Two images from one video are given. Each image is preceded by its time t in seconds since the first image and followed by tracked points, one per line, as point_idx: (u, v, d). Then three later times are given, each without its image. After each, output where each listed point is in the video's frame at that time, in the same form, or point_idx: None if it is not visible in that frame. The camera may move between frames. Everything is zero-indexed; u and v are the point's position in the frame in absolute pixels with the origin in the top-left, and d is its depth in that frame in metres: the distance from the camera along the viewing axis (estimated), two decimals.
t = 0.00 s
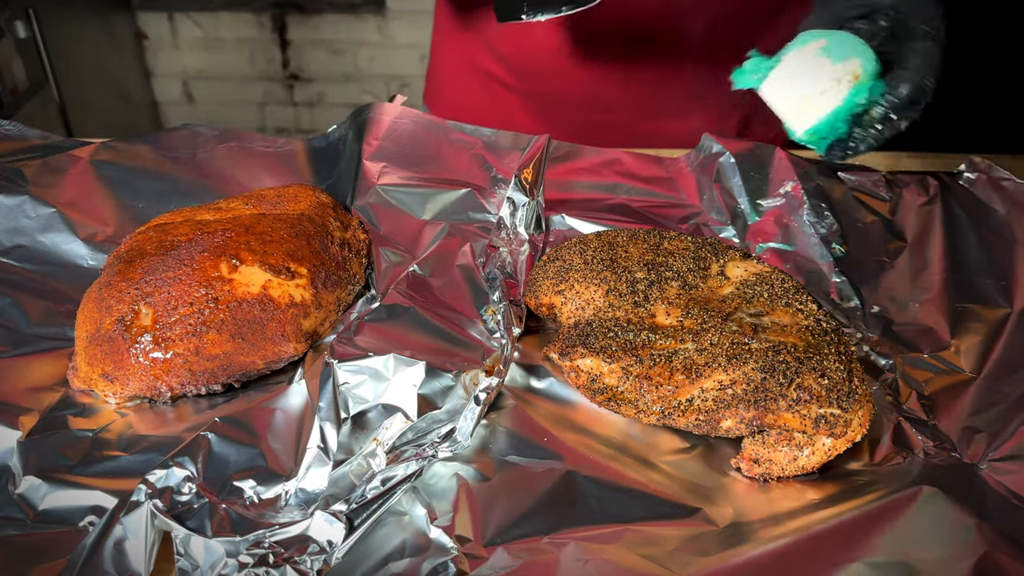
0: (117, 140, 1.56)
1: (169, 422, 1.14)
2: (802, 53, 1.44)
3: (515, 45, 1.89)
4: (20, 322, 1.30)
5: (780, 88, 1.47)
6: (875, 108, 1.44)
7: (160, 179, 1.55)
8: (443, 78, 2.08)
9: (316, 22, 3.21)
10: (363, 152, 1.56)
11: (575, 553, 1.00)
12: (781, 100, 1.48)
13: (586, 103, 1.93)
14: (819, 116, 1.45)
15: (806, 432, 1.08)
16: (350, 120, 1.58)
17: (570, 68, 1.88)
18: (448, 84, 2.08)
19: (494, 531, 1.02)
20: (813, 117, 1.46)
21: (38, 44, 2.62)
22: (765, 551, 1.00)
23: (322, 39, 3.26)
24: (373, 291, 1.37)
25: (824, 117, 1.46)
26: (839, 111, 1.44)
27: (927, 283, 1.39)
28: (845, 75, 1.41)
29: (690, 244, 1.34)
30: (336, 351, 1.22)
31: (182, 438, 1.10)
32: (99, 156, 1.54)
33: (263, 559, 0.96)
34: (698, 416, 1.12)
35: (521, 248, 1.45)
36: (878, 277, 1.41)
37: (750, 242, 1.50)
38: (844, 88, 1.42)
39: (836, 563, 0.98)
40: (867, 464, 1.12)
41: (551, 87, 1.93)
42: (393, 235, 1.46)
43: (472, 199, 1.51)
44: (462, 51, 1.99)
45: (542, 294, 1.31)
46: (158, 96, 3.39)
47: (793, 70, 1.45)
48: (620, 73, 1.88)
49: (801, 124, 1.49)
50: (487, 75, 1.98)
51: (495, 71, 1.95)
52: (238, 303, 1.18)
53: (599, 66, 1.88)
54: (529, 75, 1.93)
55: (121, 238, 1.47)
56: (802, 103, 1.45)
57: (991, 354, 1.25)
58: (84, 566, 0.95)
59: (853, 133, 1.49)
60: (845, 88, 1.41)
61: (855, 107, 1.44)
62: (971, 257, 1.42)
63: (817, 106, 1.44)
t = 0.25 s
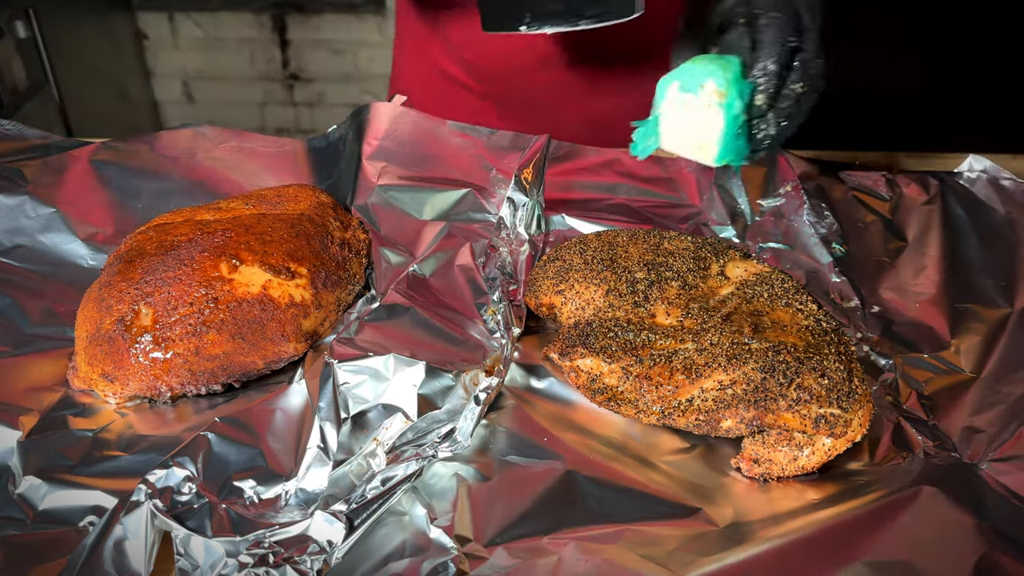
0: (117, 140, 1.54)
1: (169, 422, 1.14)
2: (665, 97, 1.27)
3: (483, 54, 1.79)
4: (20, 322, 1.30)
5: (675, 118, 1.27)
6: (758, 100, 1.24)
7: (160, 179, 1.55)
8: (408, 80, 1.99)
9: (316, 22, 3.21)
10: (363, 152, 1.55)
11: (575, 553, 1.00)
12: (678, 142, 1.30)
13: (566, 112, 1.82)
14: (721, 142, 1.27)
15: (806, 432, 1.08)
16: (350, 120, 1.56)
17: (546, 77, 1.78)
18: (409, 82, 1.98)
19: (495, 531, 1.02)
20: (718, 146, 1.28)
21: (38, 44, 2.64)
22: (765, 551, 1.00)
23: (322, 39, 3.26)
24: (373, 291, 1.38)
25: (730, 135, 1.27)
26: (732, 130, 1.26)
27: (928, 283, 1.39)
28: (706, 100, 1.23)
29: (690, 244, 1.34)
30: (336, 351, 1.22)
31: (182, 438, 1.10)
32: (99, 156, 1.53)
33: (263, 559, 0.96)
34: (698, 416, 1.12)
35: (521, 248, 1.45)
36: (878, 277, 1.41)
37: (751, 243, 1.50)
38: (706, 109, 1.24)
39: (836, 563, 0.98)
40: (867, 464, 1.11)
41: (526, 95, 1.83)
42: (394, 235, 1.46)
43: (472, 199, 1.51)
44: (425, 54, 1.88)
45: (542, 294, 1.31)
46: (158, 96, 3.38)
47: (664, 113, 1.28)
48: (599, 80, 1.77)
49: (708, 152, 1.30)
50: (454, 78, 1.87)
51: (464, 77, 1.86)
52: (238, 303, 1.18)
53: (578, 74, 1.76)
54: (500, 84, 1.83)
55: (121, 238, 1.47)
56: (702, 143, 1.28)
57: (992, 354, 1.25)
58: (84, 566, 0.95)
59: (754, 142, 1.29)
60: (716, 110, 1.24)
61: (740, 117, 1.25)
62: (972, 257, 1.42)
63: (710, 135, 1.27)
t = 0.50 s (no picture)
0: (117, 140, 1.54)
1: (169, 422, 1.14)
2: (611, 110, 1.25)
3: (448, 57, 1.75)
4: (20, 321, 1.31)
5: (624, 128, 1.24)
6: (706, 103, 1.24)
7: (160, 179, 1.55)
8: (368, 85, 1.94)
9: (316, 22, 3.16)
10: (363, 152, 1.55)
11: (575, 554, 1.00)
12: (626, 152, 1.25)
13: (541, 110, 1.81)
14: (669, 150, 1.22)
15: (806, 432, 1.08)
16: (349, 120, 1.56)
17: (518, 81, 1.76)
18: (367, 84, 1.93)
19: (495, 531, 1.02)
20: (667, 154, 1.23)
21: (38, 44, 2.65)
22: (765, 551, 1.00)
23: (322, 39, 3.21)
24: (373, 291, 1.38)
25: (677, 146, 1.23)
26: (679, 139, 1.23)
27: (928, 283, 1.39)
28: (651, 110, 1.20)
29: (690, 244, 1.34)
30: (336, 351, 1.22)
31: (182, 438, 1.10)
32: (99, 156, 1.53)
33: (263, 559, 0.96)
34: (698, 416, 1.12)
35: (521, 248, 1.45)
36: (878, 277, 1.41)
37: (751, 243, 1.50)
38: (651, 121, 1.21)
39: (835, 563, 0.98)
40: (867, 464, 1.11)
41: (495, 97, 1.80)
42: (394, 235, 1.46)
43: (472, 199, 1.51)
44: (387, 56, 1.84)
45: (542, 294, 1.31)
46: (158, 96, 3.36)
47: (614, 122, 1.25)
48: (572, 80, 1.75)
49: (660, 164, 1.24)
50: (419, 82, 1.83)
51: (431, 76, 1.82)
52: (238, 303, 1.18)
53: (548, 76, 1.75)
54: (468, 88, 1.80)
55: (121, 238, 1.47)
56: (652, 149, 1.23)
57: (992, 354, 1.25)
58: (84, 566, 0.95)
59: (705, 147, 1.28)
60: (663, 121, 1.21)
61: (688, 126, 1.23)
62: (972, 257, 1.42)
63: (658, 143, 1.22)
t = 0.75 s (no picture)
0: (117, 140, 1.55)
1: (169, 422, 1.14)
2: (622, 110, 1.30)
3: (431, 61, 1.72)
4: (20, 321, 1.31)
5: (636, 127, 1.29)
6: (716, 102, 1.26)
7: (160, 178, 1.55)
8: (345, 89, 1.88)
9: (316, 22, 3.16)
10: (363, 152, 1.55)
11: (575, 554, 1.00)
12: (638, 152, 1.31)
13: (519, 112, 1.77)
14: (680, 150, 1.28)
15: (806, 432, 1.08)
16: (350, 120, 1.57)
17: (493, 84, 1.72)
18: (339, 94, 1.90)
19: (495, 531, 1.02)
20: (679, 153, 1.28)
21: (38, 44, 2.65)
22: (765, 551, 1.00)
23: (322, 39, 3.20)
24: (373, 291, 1.38)
25: (689, 145, 1.28)
26: (692, 138, 1.27)
27: (928, 283, 1.39)
28: (663, 110, 1.25)
29: (690, 244, 1.34)
30: (335, 351, 1.22)
31: (182, 438, 1.10)
32: (99, 156, 1.53)
33: (263, 559, 0.96)
34: (698, 415, 1.12)
35: (521, 248, 1.45)
36: (878, 277, 1.41)
37: (751, 243, 1.50)
38: (664, 121, 1.26)
39: (835, 563, 0.98)
40: (868, 464, 1.11)
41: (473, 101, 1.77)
42: (394, 235, 1.46)
43: (472, 199, 1.51)
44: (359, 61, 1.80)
45: (542, 294, 1.31)
46: (157, 96, 3.31)
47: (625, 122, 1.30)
48: (550, 82, 1.72)
49: (674, 162, 1.30)
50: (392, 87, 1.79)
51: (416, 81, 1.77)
52: (238, 303, 1.18)
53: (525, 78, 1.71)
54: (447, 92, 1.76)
55: (121, 238, 1.47)
56: (664, 148, 1.28)
57: (992, 354, 1.25)
58: (84, 566, 0.95)
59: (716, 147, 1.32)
60: (675, 120, 1.25)
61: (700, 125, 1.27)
62: (972, 257, 1.42)
63: (670, 142, 1.27)
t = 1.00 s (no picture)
0: (117, 140, 1.55)
1: (169, 422, 1.14)
2: (613, 111, 1.24)
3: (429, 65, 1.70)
4: (20, 321, 1.31)
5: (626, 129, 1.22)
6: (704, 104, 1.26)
7: (160, 178, 1.55)
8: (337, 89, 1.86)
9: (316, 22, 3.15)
10: (363, 152, 1.55)
11: (575, 554, 1.00)
12: (628, 153, 1.24)
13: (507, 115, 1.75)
14: (671, 152, 1.22)
15: (806, 432, 1.08)
16: (349, 120, 1.57)
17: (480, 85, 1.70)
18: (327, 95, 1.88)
19: (495, 531, 1.02)
20: (668, 155, 1.22)
21: (38, 44, 2.66)
22: (765, 552, 1.00)
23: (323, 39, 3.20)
24: (373, 291, 1.37)
25: (680, 146, 1.22)
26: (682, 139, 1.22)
27: (928, 283, 1.39)
28: (653, 111, 1.20)
29: (690, 244, 1.34)
30: (336, 351, 1.22)
31: (182, 438, 1.10)
32: (99, 156, 1.54)
33: (263, 559, 0.96)
34: (698, 416, 1.12)
35: (521, 248, 1.45)
36: (878, 277, 1.41)
37: (751, 243, 1.50)
38: (653, 122, 1.20)
39: (835, 563, 0.98)
40: (868, 464, 1.11)
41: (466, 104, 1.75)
42: (394, 235, 1.46)
43: (472, 199, 1.51)
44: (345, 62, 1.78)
45: (542, 294, 1.31)
46: (158, 96, 3.34)
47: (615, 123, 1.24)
48: (541, 83, 1.71)
49: (663, 164, 1.24)
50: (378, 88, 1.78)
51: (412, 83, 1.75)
52: (238, 303, 1.18)
53: (512, 80, 1.69)
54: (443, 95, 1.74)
55: (121, 238, 1.47)
56: (654, 149, 1.22)
57: (991, 354, 1.25)
58: (84, 566, 0.95)
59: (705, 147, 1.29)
60: (665, 122, 1.20)
61: (690, 127, 1.22)
62: (972, 257, 1.42)
63: (660, 144, 1.22)
